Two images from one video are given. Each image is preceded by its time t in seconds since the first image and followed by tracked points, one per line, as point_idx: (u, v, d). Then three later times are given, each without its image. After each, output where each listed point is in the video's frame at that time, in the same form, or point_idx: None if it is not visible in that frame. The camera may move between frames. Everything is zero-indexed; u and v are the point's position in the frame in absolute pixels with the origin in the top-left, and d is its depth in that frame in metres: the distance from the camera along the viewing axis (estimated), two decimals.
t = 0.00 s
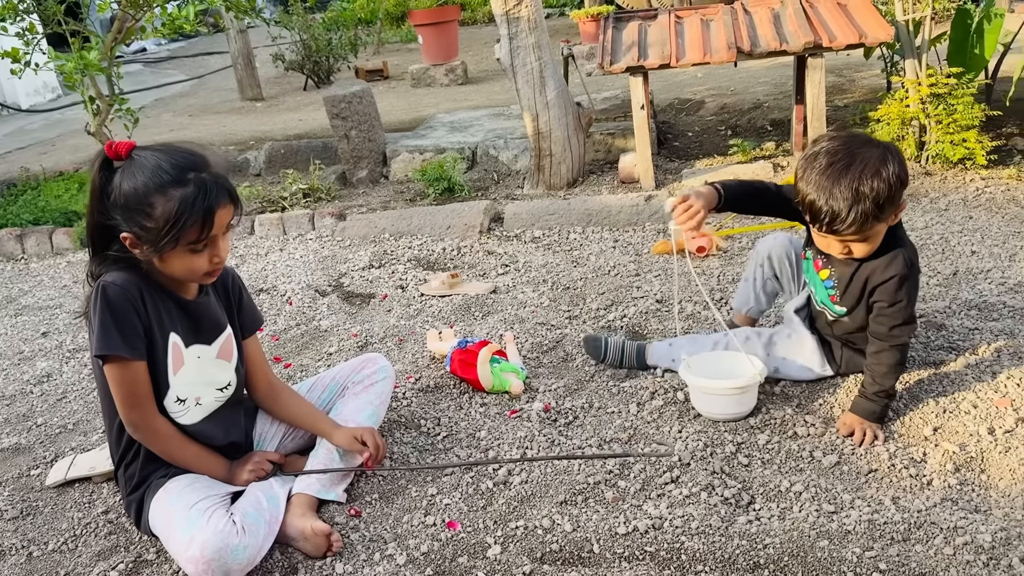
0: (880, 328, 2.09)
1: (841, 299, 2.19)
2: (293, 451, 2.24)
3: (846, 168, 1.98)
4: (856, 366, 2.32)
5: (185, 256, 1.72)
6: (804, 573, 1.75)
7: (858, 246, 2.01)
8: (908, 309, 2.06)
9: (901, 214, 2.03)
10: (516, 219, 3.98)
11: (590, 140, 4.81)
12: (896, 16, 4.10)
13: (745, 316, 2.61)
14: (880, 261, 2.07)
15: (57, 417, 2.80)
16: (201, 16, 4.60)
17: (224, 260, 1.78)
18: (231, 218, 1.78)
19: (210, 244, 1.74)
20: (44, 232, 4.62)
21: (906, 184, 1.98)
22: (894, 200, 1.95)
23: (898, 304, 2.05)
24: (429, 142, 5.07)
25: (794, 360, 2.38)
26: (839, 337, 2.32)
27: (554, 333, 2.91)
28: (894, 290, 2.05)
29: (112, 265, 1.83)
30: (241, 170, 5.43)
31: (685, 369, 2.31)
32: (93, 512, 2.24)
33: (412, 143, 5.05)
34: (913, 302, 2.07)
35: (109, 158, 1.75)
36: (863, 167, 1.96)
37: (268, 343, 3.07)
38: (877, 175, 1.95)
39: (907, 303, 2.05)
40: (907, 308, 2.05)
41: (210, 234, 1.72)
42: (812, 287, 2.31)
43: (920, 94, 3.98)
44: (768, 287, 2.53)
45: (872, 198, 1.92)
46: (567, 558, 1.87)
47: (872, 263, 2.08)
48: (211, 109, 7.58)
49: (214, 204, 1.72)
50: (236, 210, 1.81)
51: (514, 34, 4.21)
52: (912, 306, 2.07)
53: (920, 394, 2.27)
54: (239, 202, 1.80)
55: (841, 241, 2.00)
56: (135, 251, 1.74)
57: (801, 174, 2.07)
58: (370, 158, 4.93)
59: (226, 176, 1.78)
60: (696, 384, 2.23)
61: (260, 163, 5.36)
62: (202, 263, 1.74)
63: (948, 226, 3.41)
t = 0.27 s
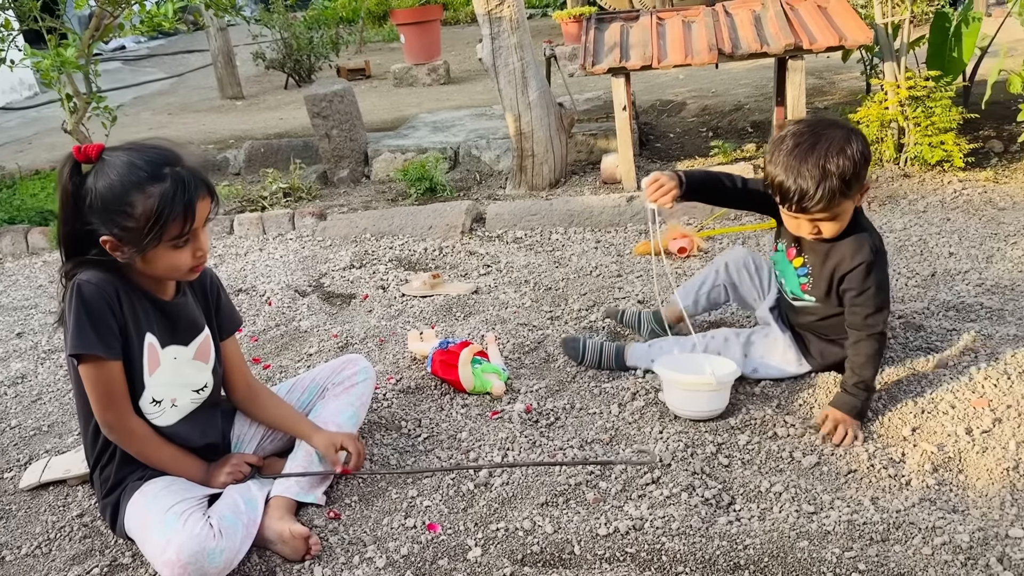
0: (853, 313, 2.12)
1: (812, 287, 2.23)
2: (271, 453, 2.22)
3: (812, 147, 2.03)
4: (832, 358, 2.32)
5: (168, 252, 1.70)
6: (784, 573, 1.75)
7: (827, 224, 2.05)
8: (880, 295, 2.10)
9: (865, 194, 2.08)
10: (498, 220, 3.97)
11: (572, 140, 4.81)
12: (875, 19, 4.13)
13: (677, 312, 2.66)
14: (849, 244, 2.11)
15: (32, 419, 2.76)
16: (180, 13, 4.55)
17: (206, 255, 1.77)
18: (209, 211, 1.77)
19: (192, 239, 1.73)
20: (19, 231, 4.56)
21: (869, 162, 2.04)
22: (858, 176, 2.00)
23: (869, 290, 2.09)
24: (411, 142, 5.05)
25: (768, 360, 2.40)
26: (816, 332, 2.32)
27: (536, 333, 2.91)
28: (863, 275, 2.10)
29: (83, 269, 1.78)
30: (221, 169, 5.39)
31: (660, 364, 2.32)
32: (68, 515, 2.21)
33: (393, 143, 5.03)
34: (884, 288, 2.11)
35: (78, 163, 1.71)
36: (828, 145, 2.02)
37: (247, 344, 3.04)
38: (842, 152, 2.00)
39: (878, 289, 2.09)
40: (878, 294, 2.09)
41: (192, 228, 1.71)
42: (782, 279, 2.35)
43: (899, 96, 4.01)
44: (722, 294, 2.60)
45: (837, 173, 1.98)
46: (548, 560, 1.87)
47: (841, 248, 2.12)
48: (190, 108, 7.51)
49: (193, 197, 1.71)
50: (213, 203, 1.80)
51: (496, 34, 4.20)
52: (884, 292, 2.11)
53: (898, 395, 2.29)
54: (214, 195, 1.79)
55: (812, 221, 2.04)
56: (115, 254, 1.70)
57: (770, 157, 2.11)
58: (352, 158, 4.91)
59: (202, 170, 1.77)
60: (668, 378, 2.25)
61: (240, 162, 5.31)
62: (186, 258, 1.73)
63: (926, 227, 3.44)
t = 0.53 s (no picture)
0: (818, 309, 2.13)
1: (785, 282, 2.24)
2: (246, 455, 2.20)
3: (764, 143, 2.06)
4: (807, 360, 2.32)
5: (139, 253, 1.68)
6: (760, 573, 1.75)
7: (788, 220, 2.08)
8: (843, 291, 2.10)
9: (826, 187, 2.11)
10: (477, 220, 3.95)
11: (552, 140, 4.81)
12: (852, 21, 4.16)
13: (638, 317, 2.66)
14: (812, 239, 2.13)
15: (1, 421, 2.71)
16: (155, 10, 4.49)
17: (178, 255, 1.75)
18: (180, 210, 1.75)
19: (163, 238, 1.70)
20: None
21: (824, 155, 2.07)
22: (814, 171, 2.03)
23: (833, 286, 2.10)
24: (390, 141, 5.02)
25: (743, 363, 2.41)
26: (790, 332, 2.33)
27: (514, 334, 2.90)
28: (825, 271, 2.11)
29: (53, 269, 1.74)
30: (197, 168, 5.33)
31: (636, 366, 2.32)
32: (37, 519, 2.17)
33: (372, 142, 5.00)
34: (847, 285, 2.12)
35: (46, 162, 1.67)
36: (779, 141, 2.05)
37: (222, 345, 3.01)
38: (793, 148, 2.03)
39: (841, 285, 2.10)
40: (840, 290, 2.10)
41: (161, 227, 1.68)
42: (755, 276, 2.36)
43: (876, 98, 4.04)
44: (689, 309, 2.62)
45: (790, 170, 2.00)
46: (525, 562, 1.86)
47: (804, 242, 2.14)
48: (167, 106, 7.43)
49: (163, 197, 1.68)
50: (184, 201, 1.77)
51: (475, 33, 4.19)
52: (847, 288, 2.11)
53: (873, 396, 2.30)
54: (185, 194, 1.76)
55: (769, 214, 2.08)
56: (86, 255, 1.67)
57: (727, 151, 2.16)
58: (330, 157, 4.87)
59: (171, 168, 1.74)
60: (642, 381, 2.25)
61: (216, 161, 5.26)
62: (158, 259, 1.71)
63: (902, 229, 3.47)
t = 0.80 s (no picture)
0: (794, 303, 2.13)
1: (765, 277, 2.25)
2: (219, 453, 2.17)
3: (737, 138, 2.06)
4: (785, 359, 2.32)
5: (105, 245, 1.64)
6: (737, 571, 1.74)
7: (762, 215, 2.08)
8: (819, 285, 2.10)
9: (804, 182, 2.10)
10: (455, 218, 3.93)
11: (531, 139, 4.79)
12: (830, 22, 4.19)
13: (618, 312, 2.65)
14: (790, 233, 2.12)
15: None
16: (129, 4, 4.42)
17: (146, 246, 1.72)
18: (144, 200, 1.71)
19: (129, 229, 1.67)
20: None
21: (798, 151, 2.06)
22: (786, 166, 2.02)
23: (808, 281, 2.10)
24: (368, 138, 4.98)
25: (720, 362, 2.41)
26: (768, 331, 2.32)
27: (492, 332, 2.88)
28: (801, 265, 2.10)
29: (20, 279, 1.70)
30: (171, 165, 5.26)
31: (615, 366, 2.31)
32: (4, 520, 2.12)
33: (350, 139, 4.96)
34: (825, 279, 2.11)
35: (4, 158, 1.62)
36: (751, 137, 2.05)
37: (195, 343, 2.96)
38: (764, 144, 2.02)
39: (816, 280, 2.09)
40: (815, 284, 2.09)
41: (127, 218, 1.65)
42: (735, 274, 2.37)
43: (853, 98, 4.06)
44: (667, 309, 2.61)
45: (760, 167, 2.00)
46: (501, 561, 1.84)
47: (782, 236, 2.14)
48: (142, 102, 7.34)
49: (127, 186, 1.64)
50: (148, 191, 1.74)
51: (454, 30, 4.16)
52: (824, 281, 2.10)
53: (850, 393, 2.30)
54: (149, 183, 1.73)
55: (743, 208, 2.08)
56: (51, 251, 1.63)
57: (704, 147, 2.17)
58: (307, 154, 4.83)
59: (133, 158, 1.71)
60: (621, 380, 2.24)
61: (191, 157, 5.20)
62: (125, 250, 1.67)
63: (878, 228, 3.48)
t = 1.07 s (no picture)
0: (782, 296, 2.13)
1: (748, 271, 2.24)
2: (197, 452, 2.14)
3: (715, 129, 2.07)
4: (766, 356, 2.33)
5: (69, 233, 1.62)
6: (718, 569, 1.75)
7: (740, 205, 2.08)
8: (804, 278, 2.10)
9: (783, 175, 2.09)
10: (437, 216, 3.92)
11: (513, 137, 4.79)
12: (811, 22, 4.21)
13: (599, 312, 2.64)
14: (773, 225, 2.12)
15: None
16: None
17: (111, 234, 1.70)
18: (108, 187, 1.69)
19: (93, 218, 1.65)
20: None
21: (778, 143, 2.06)
22: (764, 157, 2.02)
23: (794, 273, 2.10)
24: (349, 136, 4.95)
25: (702, 359, 2.41)
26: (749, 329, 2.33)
27: (474, 331, 2.86)
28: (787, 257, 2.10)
29: None
30: (150, 162, 5.20)
31: (598, 365, 2.30)
32: None
33: (331, 137, 4.93)
34: (812, 271, 2.11)
35: None
36: (728, 128, 2.06)
37: (173, 342, 2.93)
38: (741, 135, 2.03)
39: (802, 273, 2.10)
40: (803, 275, 2.10)
41: (91, 205, 1.63)
42: (718, 268, 2.36)
43: (833, 98, 4.08)
44: (648, 309, 2.62)
45: (736, 158, 2.01)
46: (482, 560, 1.83)
47: (766, 229, 2.13)
48: (120, 98, 7.25)
49: (91, 173, 1.62)
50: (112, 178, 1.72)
51: (436, 28, 4.14)
52: (812, 274, 2.11)
53: (830, 391, 2.31)
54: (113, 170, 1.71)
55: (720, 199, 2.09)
56: (13, 241, 1.60)
57: (684, 140, 2.18)
58: (287, 151, 4.79)
59: (95, 145, 1.68)
60: (604, 380, 2.24)
61: (170, 154, 5.14)
62: (90, 240, 1.65)
63: (858, 227, 3.51)
